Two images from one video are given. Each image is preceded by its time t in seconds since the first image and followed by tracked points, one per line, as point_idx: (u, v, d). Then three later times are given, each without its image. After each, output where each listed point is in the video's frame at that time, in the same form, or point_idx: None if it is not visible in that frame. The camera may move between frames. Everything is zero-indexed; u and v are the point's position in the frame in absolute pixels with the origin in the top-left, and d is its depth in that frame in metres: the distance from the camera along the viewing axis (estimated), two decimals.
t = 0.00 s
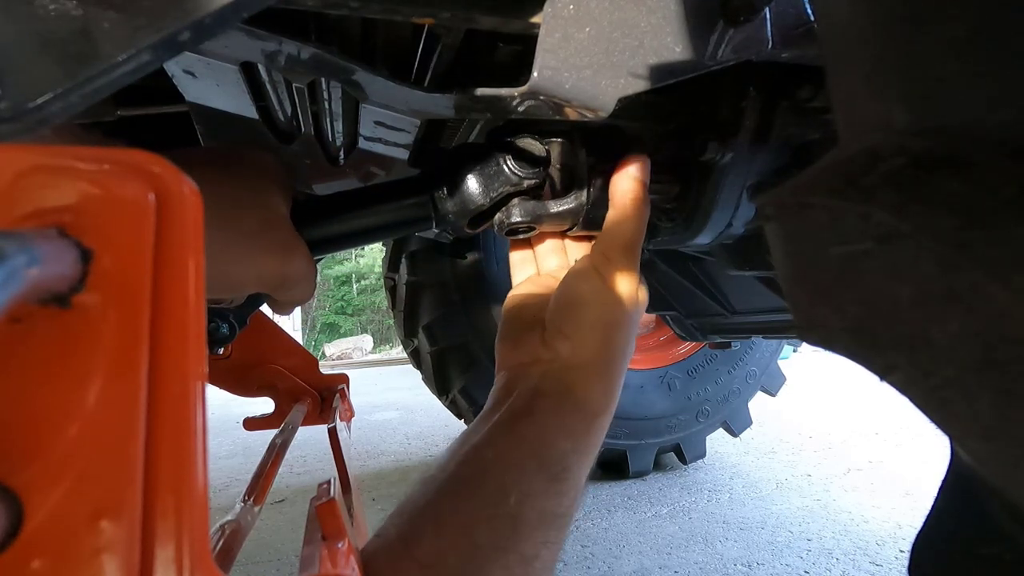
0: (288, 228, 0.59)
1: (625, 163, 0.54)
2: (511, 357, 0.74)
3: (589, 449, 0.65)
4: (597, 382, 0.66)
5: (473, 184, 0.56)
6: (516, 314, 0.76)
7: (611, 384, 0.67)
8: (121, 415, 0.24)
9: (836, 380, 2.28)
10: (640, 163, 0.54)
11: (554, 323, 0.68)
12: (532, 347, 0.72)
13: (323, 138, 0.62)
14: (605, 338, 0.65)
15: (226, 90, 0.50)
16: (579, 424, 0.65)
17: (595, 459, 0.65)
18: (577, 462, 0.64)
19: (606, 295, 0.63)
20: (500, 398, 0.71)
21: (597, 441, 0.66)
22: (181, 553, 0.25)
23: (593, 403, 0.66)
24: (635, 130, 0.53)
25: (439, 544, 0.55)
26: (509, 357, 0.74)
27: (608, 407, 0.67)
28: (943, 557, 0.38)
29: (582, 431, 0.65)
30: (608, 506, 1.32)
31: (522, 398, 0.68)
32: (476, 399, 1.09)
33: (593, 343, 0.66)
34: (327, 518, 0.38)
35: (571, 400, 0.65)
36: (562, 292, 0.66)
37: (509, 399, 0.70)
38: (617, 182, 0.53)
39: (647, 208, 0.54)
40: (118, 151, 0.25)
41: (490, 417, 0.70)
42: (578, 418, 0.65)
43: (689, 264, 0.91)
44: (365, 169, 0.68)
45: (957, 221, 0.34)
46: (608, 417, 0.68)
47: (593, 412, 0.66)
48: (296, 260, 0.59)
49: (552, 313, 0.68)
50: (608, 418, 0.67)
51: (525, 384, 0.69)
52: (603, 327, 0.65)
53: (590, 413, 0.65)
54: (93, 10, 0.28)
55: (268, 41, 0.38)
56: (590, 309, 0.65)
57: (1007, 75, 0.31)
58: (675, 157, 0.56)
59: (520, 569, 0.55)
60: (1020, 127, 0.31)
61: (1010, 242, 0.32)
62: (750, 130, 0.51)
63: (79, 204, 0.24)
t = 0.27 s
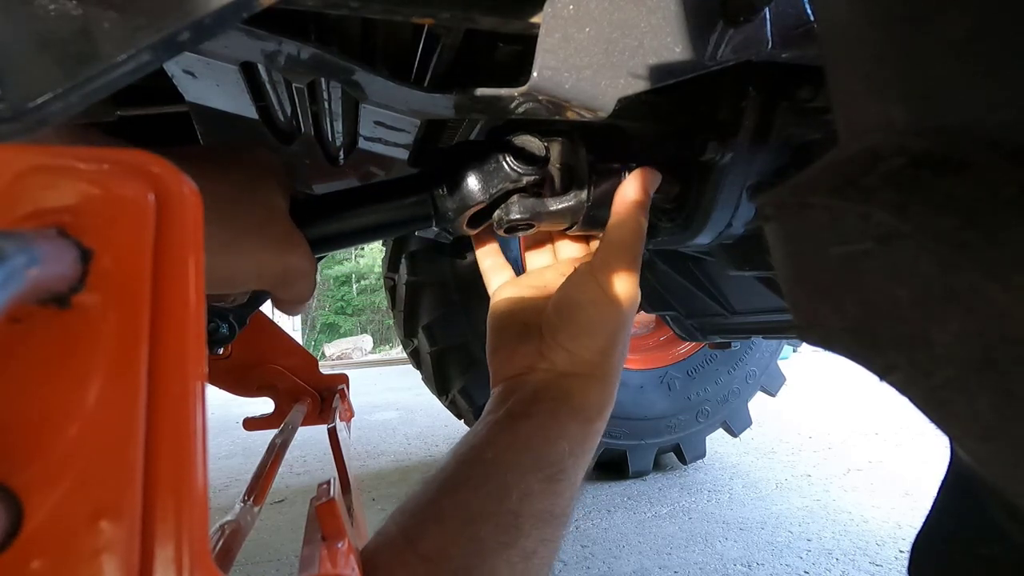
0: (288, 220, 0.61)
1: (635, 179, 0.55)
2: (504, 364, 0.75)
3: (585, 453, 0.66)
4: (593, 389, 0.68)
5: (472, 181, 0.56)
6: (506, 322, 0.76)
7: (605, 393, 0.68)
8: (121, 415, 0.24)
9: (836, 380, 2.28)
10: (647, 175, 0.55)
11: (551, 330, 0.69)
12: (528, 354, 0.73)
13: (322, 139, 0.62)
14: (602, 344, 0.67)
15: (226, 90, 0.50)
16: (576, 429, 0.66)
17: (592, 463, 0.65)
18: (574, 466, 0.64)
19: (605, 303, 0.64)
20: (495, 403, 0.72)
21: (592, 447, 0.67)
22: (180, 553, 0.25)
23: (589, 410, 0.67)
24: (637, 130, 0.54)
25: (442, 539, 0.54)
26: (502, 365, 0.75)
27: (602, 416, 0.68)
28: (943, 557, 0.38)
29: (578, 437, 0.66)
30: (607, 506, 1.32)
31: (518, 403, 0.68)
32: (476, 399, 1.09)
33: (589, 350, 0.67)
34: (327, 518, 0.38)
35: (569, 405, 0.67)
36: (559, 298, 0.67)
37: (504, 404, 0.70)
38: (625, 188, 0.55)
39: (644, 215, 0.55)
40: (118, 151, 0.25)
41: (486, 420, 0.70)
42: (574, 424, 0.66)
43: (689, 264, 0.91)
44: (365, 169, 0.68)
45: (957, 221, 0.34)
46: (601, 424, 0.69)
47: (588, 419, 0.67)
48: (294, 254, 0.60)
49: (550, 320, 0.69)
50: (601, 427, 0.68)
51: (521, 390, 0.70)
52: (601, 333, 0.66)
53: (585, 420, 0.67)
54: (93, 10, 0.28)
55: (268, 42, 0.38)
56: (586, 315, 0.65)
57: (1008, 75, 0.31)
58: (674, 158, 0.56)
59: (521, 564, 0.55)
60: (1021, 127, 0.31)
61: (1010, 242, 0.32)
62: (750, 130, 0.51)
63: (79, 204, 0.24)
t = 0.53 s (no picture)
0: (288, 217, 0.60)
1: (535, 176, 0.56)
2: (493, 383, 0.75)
3: (580, 462, 0.66)
4: (578, 395, 0.68)
5: (471, 174, 0.56)
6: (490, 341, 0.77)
7: (592, 396, 0.69)
8: (121, 415, 0.24)
9: (836, 380, 2.28)
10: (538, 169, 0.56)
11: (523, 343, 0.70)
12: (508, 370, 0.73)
13: (323, 138, 0.62)
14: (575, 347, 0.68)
15: (226, 90, 0.50)
16: (568, 436, 0.66)
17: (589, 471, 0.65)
18: (569, 473, 0.64)
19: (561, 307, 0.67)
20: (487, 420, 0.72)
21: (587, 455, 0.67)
22: (181, 553, 0.25)
23: (577, 413, 0.67)
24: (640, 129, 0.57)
25: (440, 551, 0.54)
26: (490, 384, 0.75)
27: (593, 419, 0.68)
28: (943, 557, 0.38)
29: (572, 443, 0.66)
30: (607, 506, 1.32)
31: (507, 416, 0.68)
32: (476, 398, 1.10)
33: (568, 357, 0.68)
34: (327, 518, 0.38)
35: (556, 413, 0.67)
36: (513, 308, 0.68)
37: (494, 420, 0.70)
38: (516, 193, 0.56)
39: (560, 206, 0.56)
40: (119, 151, 0.25)
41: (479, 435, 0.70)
42: (564, 430, 0.66)
43: (689, 263, 0.91)
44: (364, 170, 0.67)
45: (957, 221, 0.34)
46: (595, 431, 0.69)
47: (577, 423, 0.67)
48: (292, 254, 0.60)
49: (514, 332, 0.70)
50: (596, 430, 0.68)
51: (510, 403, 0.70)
52: (574, 335, 0.68)
53: (575, 425, 0.67)
54: (93, 10, 0.28)
55: (268, 42, 0.38)
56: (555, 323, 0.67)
57: (1008, 76, 0.31)
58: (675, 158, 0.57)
59: None
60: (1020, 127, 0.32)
61: (1010, 242, 0.32)
62: (750, 130, 0.51)
63: (80, 204, 0.24)
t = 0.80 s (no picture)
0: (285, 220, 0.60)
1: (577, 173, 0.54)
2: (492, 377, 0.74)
3: (578, 462, 0.66)
4: (581, 398, 0.68)
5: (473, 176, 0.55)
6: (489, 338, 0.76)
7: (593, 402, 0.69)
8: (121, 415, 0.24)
9: (836, 380, 2.28)
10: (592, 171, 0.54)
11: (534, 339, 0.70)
12: (511, 367, 0.72)
13: (323, 137, 0.62)
14: (584, 349, 0.69)
15: (226, 89, 0.50)
16: (568, 438, 0.66)
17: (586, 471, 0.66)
18: (568, 474, 0.64)
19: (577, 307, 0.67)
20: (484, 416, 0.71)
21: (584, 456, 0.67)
22: (181, 553, 0.25)
23: (579, 416, 0.68)
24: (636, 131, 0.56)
25: (441, 551, 0.54)
26: (489, 378, 0.75)
27: (592, 423, 0.69)
28: (943, 557, 0.38)
29: (571, 445, 0.66)
30: (607, 506, 1.32)
31: (509, 413, 0.68)
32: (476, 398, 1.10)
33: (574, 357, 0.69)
34: (327, 518, 0.38)
35: (559, 413, 0.67)
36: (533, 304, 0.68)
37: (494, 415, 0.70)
38: (566, 192, 0.54)
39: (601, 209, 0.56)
40: (119, 151, 0.25)
41: (476, 432, 0.69)
42: (566, 431, 0.66)
43: (689, 263, 0.91)
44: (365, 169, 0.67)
45: (957, 221, 0.34)
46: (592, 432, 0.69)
47: (578, 427, 0.67)
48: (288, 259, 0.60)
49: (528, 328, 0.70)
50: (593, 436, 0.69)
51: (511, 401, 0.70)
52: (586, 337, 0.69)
53: (576, 427, 0.67)
54: (94, 10, 0.28)
55: (269, 42, 0.38)
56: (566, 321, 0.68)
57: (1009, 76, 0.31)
58: (676, 157, 0.57)
59: None
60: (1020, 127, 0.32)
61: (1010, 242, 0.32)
62: (750, 130, 0.51)
63: (79, 204, 0.24)
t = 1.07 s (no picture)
0: (288, 225, 0.61)
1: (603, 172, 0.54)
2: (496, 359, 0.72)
3: (577, 449, 0.65)
4: (581, 387, 0.66)
5: (472, 183, 0.55)
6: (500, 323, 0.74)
7: (593, 390, 0.67)
8: (121, 415, 0.24)
9: (836, 380, 2.28)
10: (624, 168, 0.54)
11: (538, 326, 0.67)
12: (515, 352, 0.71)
13: (322, 138, 0.62)
14: (587, 340, 0.65)
15: (226, 89, 0.50)
16: (565, 428, 0.65)
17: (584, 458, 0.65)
18: (564, 465, 0.64)
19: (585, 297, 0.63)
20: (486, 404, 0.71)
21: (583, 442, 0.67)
22: (181, 553, 0.25)
23: (578, 407, 0.66)
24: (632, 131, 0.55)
25: (434, 545, 0.56)
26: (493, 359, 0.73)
27: (592, 411, 0.67)
28: (943, 557, 0.38)
29: (569, 435, 0.65)
30: (608, 506, 1.32)
31: (507, 402, 0.67)
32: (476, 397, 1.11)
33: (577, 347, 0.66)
34: (327, 517, 0.38)
35: (557, 403, 0.65)
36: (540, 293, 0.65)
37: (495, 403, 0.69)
38: (596, 186, 0.53)
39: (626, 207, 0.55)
40: (119, 151, 0.25)
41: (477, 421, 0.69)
42: (563, 421, 0.65)
43: (689, 263, 0.91)
44: (365, 169, 0.67)
45: (958, 221, 0.34)
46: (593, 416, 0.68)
47: (577, 415, 0.66)
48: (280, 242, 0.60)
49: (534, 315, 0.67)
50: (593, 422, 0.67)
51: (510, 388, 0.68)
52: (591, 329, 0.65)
53: (575, 417, 0.66)
54: (93, 10, 0.28)
55: (269, 41, 0.38)
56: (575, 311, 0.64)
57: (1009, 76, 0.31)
58: (676, 156, 0.57)
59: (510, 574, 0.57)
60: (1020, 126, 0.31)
61: (1010, 242, 0.32)
62: (750, 130, 0.51)
63: (79, 204, 0.24)
